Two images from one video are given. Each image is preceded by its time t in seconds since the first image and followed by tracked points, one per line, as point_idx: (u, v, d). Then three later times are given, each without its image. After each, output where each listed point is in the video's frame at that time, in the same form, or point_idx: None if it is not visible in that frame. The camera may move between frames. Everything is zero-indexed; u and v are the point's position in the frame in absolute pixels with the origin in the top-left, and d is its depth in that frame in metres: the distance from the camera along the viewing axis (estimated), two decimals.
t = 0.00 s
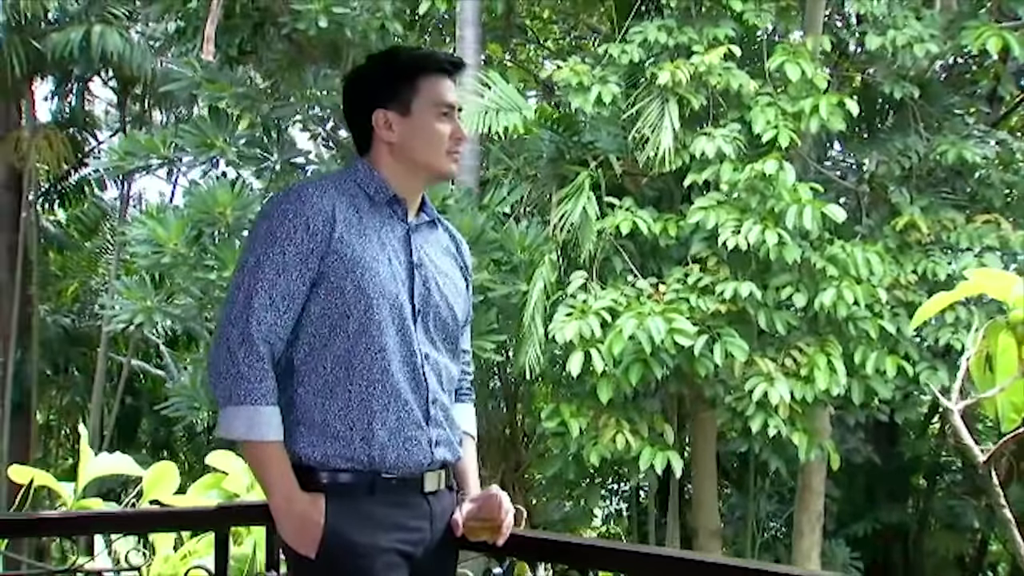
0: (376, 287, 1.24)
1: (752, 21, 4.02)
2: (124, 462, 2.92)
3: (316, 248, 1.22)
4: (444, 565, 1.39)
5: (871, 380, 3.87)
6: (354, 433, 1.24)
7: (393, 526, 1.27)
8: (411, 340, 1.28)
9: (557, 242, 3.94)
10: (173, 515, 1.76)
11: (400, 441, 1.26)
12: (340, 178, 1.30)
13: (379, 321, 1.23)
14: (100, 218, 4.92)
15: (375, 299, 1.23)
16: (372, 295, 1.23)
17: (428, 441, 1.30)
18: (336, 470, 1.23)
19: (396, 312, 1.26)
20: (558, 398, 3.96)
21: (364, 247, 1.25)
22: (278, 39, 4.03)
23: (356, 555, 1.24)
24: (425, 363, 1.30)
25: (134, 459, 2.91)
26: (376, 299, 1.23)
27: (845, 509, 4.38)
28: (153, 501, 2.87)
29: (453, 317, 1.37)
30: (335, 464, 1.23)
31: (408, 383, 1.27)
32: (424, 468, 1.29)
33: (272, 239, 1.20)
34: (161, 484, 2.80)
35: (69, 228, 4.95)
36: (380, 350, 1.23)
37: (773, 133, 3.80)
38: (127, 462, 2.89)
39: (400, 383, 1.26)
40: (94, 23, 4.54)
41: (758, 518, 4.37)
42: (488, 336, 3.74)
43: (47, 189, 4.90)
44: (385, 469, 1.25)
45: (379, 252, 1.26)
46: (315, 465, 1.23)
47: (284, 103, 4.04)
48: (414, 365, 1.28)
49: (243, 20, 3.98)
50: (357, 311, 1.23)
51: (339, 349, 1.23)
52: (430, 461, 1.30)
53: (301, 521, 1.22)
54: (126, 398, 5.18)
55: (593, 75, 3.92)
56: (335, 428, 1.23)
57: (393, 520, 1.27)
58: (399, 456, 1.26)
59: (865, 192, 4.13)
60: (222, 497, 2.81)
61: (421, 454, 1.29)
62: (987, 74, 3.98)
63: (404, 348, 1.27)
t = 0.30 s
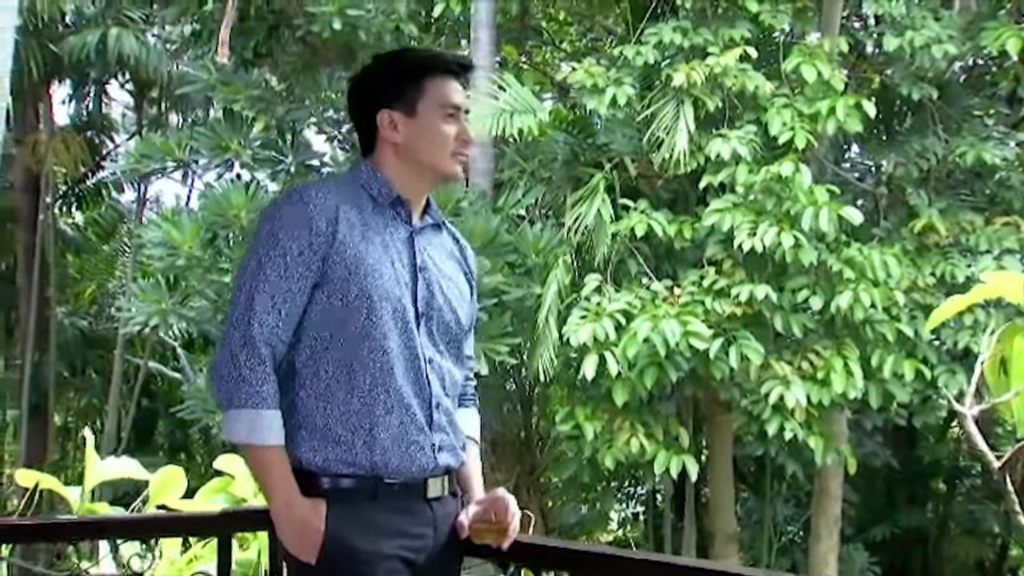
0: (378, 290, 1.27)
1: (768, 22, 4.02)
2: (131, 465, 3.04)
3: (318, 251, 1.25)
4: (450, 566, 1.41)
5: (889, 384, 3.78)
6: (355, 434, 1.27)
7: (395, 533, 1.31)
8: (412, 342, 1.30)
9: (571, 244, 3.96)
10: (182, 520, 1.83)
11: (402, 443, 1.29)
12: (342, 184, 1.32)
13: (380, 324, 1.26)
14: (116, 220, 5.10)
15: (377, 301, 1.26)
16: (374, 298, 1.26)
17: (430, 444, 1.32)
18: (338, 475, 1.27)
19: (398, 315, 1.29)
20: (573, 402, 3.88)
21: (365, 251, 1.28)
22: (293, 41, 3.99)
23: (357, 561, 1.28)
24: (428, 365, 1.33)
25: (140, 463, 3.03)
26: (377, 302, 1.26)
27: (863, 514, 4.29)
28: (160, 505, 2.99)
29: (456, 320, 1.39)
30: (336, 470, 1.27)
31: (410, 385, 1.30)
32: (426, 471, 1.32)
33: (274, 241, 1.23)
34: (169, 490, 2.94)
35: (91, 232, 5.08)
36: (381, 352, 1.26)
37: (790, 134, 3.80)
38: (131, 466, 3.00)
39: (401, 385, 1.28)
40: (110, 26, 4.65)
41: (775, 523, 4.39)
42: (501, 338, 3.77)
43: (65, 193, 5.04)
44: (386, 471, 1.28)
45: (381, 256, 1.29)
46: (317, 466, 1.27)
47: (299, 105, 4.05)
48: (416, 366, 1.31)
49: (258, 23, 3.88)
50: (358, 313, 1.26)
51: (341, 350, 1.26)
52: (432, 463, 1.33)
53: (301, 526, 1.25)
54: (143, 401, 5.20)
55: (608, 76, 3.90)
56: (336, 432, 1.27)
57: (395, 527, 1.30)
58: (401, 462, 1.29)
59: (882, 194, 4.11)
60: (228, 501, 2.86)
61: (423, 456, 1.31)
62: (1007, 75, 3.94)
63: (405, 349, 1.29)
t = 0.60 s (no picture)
0: (382, 292, 1.27)
1: (787, 23, 3.95)
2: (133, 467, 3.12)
3: (320, 252, 1.25)
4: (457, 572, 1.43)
5: (908, 388, 3.81)
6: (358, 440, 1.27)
7: (399, 540, 1.31)
8: (418, 346, 1.31)
9: (587, 247, 3.94)
10: (178, 527, 1.73)
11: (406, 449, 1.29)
12: (348, 182, 1.33)
13: (386, 328, 1.27)
14: (135, 224, 5.19)
15: (381, 304, 1.27)
16: (379, 301, 1.27)
17: (433, 449, 1.33)
18: (341, 482, 1.27)
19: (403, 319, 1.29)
20: (590, 406, 3.90)
21: (370, 252, 1.28)
22: (309, 45, 4.00)
23: (361, 570, 1.27)
24: (433, 370, 1.33)
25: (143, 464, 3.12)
26: (382, 305, 1.27)
27: (882, 518, 4.36)
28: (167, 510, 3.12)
29: (463, 326, 1.40)
30: (339, 476, 1.26)
31: (416, 391, 1.31)
32: (431, 477, 1.33)
33: (279, 242, 1.24)
34: (177, 493, 3.04)
35: (111, 234, 5.33)
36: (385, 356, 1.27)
37: (808, 136, 3.74)
38: (141, 470, 3.13)
39: (406, 389, 1.29)
40: (129, 30, 4.72)
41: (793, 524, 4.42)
42: (514, 342, 3.67)
43: (85, 197, 5.27)
44: (391, 477, 1.28)
45: (386, 257, 1.29)
46: (319, 472, 1.27)
47: (315, 108, 4.03)
48: (421, 371, 1.31)
49: (275, 27, 3.95)
50: (363, 316, 1.26)
51: (346, 354, 1.26)
52: (436, 469, 1.33)
53: (304, 535, 1.24)
54: (161, 403, 5.33)
55: (624, 78, 3.87)
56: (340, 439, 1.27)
57: (398, 535, 1.31)
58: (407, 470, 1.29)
59: (901, 196, 4.08)
60: (239, 505, 2.92)
61: (427, 462, 1.32)
62: None
63: (411, 353, 1.30)
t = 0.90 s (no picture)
0: (384, 293, 1.24)
1: (804, 23, 3.90)
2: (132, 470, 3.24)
3: (320, 254, 1.23)
4: None
5: (928, 391, 3.76)
6: (359, 446, 1.24)
7: (402, 546, 1.27)
8: (421, 349, 1.28)
9: (603, 249, 3.94)
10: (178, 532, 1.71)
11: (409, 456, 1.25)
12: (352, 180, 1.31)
13: (387, 331, 1.24)
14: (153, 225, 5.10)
15: (383, 305, 1.24)
16: (380, 303, 1.24)
17: (439, 455, 1.29)
18: (344, 487, 1.24)
19: (405, 321, 1.26)
20: (605, 409, 3.91)
21: (373, 252, 1.26)
22: (326, 46, 4.02)
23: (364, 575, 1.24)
24: (437, 374, 1.30)
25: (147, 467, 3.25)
26: (383, 307, 1.24)
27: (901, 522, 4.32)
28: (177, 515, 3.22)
29: (467, 329, 1.36)
30: (341, 481, 1.24)
31: (418, 394, 1.27)
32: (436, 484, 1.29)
33: (279, 245, 1.22)
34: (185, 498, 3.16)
35: (128, 238, 5.30)
36: (387, 360, 1.24)
37: (826, 138, 3.71)
38: (151, 472, 3.28)
39: (409, 393, 1.26)
40: (146, 33, 4.73)
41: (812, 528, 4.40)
42: (529, 344, 3.84)
43: (104, 199, 5.29)
44: (394, 484, 1.25)
45: (389, 257, 1.27)
46: (321, 479, 1.24)
47: (331, 110, 4.03)
48: (425, 375, 1.28)
49: (291, 28, 4.03)
50: (364, 319, 1.23)
51: (347, 358, 1.24)
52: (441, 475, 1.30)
53: (306, 541, 1.23)
54: (179, 404, 5.35)
55: (640, 79, 3.87)
56: (342, 444, 1.24)
57: (402, 541, 1.27)
58: (410, 474, 1.26)
59: (921, 198, 4.03)
60: (246, 509, 2.99)
61: (433, 469, 1.28)
62: None
63: (413, 356, 1.27)
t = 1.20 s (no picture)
0: (385, 296, 1.27)
1: (821, 24, 3.86)
2: (150, 476, 3.28)
3: (322, 257, 1.26)
4: None
5: (946, 394, 3.74)
6: (360, 449, 1.27)
7: (405, 551, 1.30)
8: (422, 351, 1.30)
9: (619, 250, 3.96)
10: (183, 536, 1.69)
11: (411, 460, 1.28)
12: (352, 181, 1.34)
13: (389, 333, 1.26)
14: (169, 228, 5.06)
15: (384, 308, 1.27)
16: (382, 306, 1.27)
17: (442, 459, 1.32)
18: (346, 492, 1.27)
19: (408, 323, 1.29)
20: (621, 411, 3.88)
21: (373, 254, 1.28)
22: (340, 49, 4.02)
23: None
24: (439, 376, 1.33)
25: (163, 475, 3.31)
26: (385, 310, 1.27)
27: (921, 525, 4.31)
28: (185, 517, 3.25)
29: (469, 331, 1.40)
30: (344, 486, 1.27)
31: (420, 396, 1.30)
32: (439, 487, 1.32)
33: (281, 247, 1.25)
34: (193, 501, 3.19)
35: (145, 239, 5.30)
36: (389, 363, 1.26)
37: (843, 138, 3.69)
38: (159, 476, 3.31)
39: (410, 395, 1.28)
40: (163, 34, 4.73)
41: (829, 532, 4.34)
42: (545, 346, 3.84)
43: (121, 201, 5.33)
44: (396, 487, 1.28)
45: (390, 260, 1.29)
46: (323, 482, 1.27)
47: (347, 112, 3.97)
48: (427, 377, 1.31)
49: (307, 29, 4.07)
50: (366, 322, 1.26)
51: (349, 360, 1.26)
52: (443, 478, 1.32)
53: (307, 547, 1.26)
54: (196, 406, 5.38)
55: (656, 80, 3.86)
56: (344, 448, 1.27)
57: (404, 545, 1.30)
58: (412, 478, 1.29)
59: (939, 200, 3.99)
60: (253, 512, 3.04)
61: (435, 472, 1.31)
62: None
63: (415, 358, 1.30)
